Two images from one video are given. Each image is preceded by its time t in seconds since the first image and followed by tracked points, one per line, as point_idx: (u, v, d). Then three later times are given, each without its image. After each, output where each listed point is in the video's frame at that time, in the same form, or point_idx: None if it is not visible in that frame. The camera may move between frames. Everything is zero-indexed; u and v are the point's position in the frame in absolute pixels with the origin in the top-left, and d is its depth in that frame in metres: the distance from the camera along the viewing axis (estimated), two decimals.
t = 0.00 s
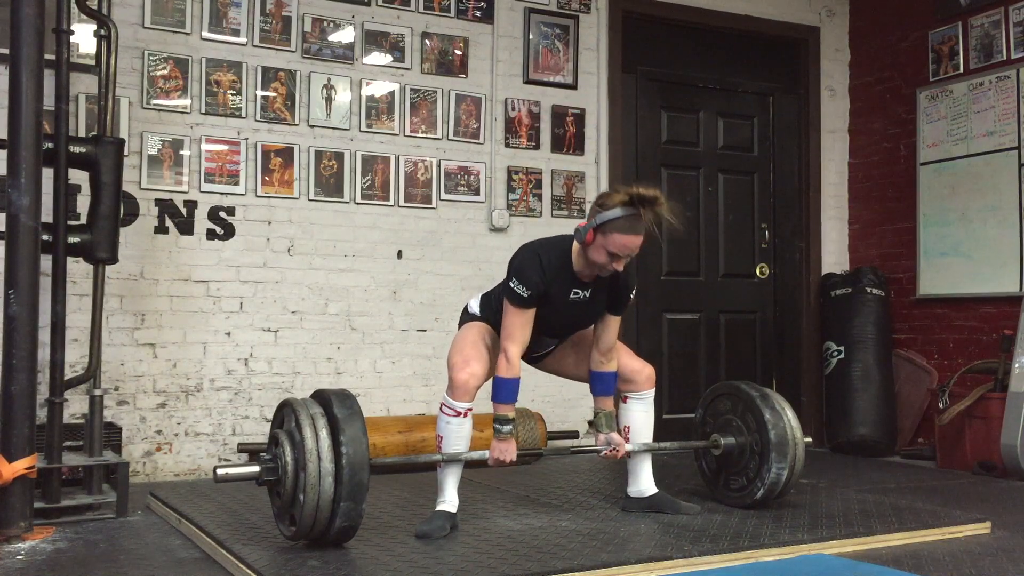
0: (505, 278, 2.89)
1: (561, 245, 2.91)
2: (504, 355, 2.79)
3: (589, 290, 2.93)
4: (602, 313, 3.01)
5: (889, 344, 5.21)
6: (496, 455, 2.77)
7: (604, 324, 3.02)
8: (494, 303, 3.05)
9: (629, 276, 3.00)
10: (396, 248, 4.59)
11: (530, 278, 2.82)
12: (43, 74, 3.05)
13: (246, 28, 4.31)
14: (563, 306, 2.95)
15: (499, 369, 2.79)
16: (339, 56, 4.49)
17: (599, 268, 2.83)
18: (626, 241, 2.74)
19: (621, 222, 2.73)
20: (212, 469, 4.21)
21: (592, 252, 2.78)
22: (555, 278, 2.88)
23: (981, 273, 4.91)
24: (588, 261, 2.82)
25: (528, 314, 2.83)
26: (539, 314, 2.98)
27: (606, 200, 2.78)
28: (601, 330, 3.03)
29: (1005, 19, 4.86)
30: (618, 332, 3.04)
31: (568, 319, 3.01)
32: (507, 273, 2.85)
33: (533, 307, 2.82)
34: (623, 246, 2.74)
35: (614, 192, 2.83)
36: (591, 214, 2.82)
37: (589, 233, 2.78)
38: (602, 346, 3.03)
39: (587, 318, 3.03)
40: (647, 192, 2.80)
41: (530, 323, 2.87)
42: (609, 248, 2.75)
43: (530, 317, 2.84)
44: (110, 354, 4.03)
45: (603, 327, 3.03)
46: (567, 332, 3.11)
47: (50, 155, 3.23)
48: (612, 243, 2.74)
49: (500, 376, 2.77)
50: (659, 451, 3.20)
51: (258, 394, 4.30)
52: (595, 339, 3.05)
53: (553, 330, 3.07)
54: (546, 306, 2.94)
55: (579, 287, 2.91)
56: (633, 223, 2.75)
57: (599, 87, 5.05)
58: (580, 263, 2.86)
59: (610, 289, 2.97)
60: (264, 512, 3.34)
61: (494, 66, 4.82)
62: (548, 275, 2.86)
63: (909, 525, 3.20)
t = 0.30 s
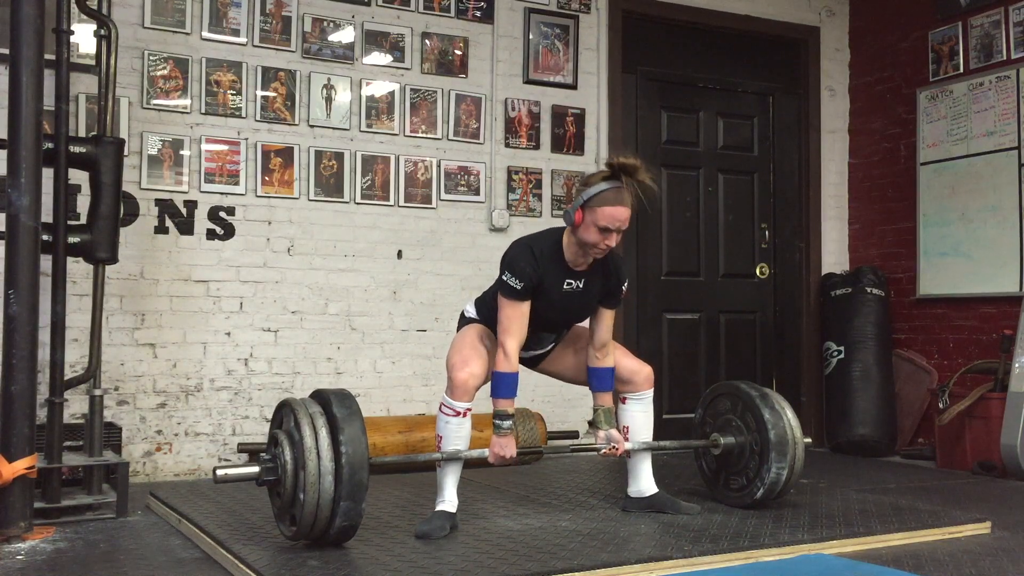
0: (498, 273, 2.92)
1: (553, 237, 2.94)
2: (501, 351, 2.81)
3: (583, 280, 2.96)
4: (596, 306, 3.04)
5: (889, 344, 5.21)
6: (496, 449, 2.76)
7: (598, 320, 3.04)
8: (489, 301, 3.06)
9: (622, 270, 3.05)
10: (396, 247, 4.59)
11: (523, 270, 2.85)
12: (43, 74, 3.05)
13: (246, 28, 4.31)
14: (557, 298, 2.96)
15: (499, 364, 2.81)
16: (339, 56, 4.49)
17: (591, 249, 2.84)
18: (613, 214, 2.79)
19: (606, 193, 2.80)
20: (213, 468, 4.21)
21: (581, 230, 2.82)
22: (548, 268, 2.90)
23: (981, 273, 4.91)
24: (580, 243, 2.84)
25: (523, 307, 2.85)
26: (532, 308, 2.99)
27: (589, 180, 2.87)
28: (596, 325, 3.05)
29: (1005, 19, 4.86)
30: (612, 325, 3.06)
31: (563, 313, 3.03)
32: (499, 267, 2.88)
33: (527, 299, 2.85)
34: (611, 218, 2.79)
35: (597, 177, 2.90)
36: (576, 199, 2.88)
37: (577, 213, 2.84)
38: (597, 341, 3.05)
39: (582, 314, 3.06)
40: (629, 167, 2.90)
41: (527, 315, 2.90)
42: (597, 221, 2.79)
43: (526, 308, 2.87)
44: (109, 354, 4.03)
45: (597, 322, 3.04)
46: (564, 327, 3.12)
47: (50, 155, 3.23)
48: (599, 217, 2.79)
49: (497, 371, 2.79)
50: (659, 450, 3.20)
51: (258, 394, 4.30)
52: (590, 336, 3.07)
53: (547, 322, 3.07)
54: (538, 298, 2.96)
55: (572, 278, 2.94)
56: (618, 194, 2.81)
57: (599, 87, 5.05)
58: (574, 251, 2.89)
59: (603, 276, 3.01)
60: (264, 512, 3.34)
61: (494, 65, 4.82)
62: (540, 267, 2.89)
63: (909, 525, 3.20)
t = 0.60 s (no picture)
0: (497, 270, 2.92)
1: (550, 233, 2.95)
2: (501, 348, 2.80)
3: (581, 276, 2.97)
4: (595, 303, 3.04)
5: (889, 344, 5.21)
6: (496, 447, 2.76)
7: (597, 316, 3.04)
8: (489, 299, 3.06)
9: (621, 266, 3.05)
10: (396, 247, 4.59)
11: (523, 268, 2.85)
12: (43, 75, 3.05)
13: (246, 28, 4.31)
14: (556, 295, 2.97)
15: (498, 361, 2.80)
16: (339, 56, 4.49)
17: (590, 242, 2.85)
18: (611, 204, 2.81)
19: (601, 184, 2.83)
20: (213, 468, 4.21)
21: (579, 223, 2.84)
22: (547, 265, 2.90)
23: (981, 273, 4.91)
24: (579, 237, 2.86)
25: (523, 304, 2.85)
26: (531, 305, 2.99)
27: (584, 173, 2.90)
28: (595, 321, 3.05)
29: (1005, 19, 4.86)
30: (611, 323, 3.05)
31: (564, 309, 3.03)
32: (499, 264, 2.88)
33: (527, 296, 2.85)
34: (609, 209, 2.81)
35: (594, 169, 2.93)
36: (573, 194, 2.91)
37: (574, 207, 2.86)
38: (596, 339, 3.04)
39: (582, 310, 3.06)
40: (623, 157, 2.91)
41: (526, 312, 2.90)
42: (595, 212, 2.81)
43: (525, 305, 2.87)
44: (109, 354, 4.03)
45: (597, 318, 3.04)
46: (563, 323, 3.12)
47: (50, 155, 3.23)
48: (598, 209, 2.81)
49: (497, 368, 2.79)
50: (659, 448, 3.20)
51: (258, 394, 4.30)
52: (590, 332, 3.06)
53: (546, 319, 3.07)
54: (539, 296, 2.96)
55: (571, 274, 2.95)
56: (613, 184, 2.84)
57: (599, 87, 5.06)
58: (572, 246, 2.90)
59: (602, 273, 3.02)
60: (264, 512, 3.34)
61: (494, 66, 4.82)
62: (540, 264, 2.89)
63: (909, 525, 3.20)
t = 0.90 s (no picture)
0: (499, 266, 2.92)
1: (552, 229, 2.95)
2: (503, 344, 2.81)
3: (582, 274, 2.97)
4: (595, 299, 3.05)
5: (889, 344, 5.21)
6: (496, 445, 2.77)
7: (598, 311, 3.05)
8: (490, 295, 3.05)
9: (621, 263, 3.05)
10: (396, 247, 4.59)
11: (526, 265, 2.84)
12: (43, 74, 3.05)
13: (246, 28, 4.31)
14: (558, 292, 2.97)
15: (500, 358, 2.81)
16: (339, 56, 4.49)
17: (593, 240, 2.86)
18: (613, 201, 2.82)
19: (604, 182, 2.84)
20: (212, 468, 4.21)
21: (582, 221, 2.84)
22: (549, 261, 2.90)
23: (981, 273, 4.91)
24: (581, 234, 2.87)
25: (524, 301, 2.85)
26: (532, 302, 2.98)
27: (586, 170, 2.90)
28: (597, 317, 3.05)
29: (1006, 19, 4.86)
30: (612, 319, 3.06)
31: (565, 305, 3.03)
32: (501, 260, 2.88)
33: (529, 292, 2.86)
34: (612, 206, 2.81)
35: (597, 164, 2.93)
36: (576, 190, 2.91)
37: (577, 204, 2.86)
38: (597, 335, 3.04)
39: (581, 306, 3.06)
40: (624, 155, 2.91)
41: (528, 309, 2.90)
42: (597, 210, 2.82)
43: (527, 302, 2.87)
44: (109, 354, 4.03)
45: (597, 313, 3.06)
46: (564, 317, 3.13)
47: (50, 155, 3.23)
48: (600, 206, 2.81)
49: (498, 364, 2.79)
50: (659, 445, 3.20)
51: (258, 394, 4.30)
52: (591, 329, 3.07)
53: (547, 315, 3.06)
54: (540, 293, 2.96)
55: (572, 271, 2.95)
56: (616, 182, 2.84)
57: (599, 87, 5.06)
58: (575, 243, 2.91)
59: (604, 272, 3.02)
60: (264, 512, 3.34)
61: (494, 65, 4.82)
62: (543, 261, 2.89)
63: (909, 525, 3.20)
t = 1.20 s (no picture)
0: (501, 246, 2.93)
1: (551, 210, 2.96)
2: (504, 324, 2.81)
3: (584, 254, 2.97)
4: (596, 280, 3.05)
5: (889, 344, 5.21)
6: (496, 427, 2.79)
7: (600, 293, 3.05)
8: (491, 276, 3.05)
9: (622, 245, 3.06)
10: (396, 248, 4.59)
11: (527, 243, 2.85)
12: (43, 74, 3.05)
13: (246, 28, 4.31)
14: (559, 273, 2.97)
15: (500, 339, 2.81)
16: (339, 55, 4.49)
17: (593, 219, 2.86)
18: (613, 179, 2.82)
19: (602, 160, 2.84)
20: (212, 469, 4.21)
21: (582, 200, 2.84)
22: (550, 242, 2.91)
23: (981, 273, 4.91)
24: (580, 213, 2.87)
25: (526, 280, 2.86)
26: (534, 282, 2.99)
27: (585, 150, 2.91)
28: (599, 298, 3.05)
29: (1005, 19, 4.86)
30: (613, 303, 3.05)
31: (568, 287, 3.04)
32: (502, 240, 2.89)
33: (530, 272, 2.86)
34: (611, 183, 2.82)
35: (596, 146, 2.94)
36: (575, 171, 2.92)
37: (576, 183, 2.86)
38: (598, 318, 3.03)
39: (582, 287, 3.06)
40: (622, 134, 2.92)
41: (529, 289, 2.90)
42: (597, 187, 2.82)
43: (528, 282, 2.88)
44: (110, 354, 4.03)
45: (600, 294, 3.05)
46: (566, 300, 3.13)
47: (50, 155, 3.23)
48: (600, 184, 2.82)
49: (500, 344, 2.80)
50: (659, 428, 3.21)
51: (258, 394, 4.30)
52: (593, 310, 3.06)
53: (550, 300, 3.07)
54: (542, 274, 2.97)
55: (573, 251, 2.95)
56: (614, 159, 2.85)
57: (599, 87, 5.06)
58: (575, 224, 2.90)
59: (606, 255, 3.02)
60: (263, 512, 3.34)
61: (494, 65, 4.82)
62: (544, 240, 2.89)
63: (909, 525, 3.20)
